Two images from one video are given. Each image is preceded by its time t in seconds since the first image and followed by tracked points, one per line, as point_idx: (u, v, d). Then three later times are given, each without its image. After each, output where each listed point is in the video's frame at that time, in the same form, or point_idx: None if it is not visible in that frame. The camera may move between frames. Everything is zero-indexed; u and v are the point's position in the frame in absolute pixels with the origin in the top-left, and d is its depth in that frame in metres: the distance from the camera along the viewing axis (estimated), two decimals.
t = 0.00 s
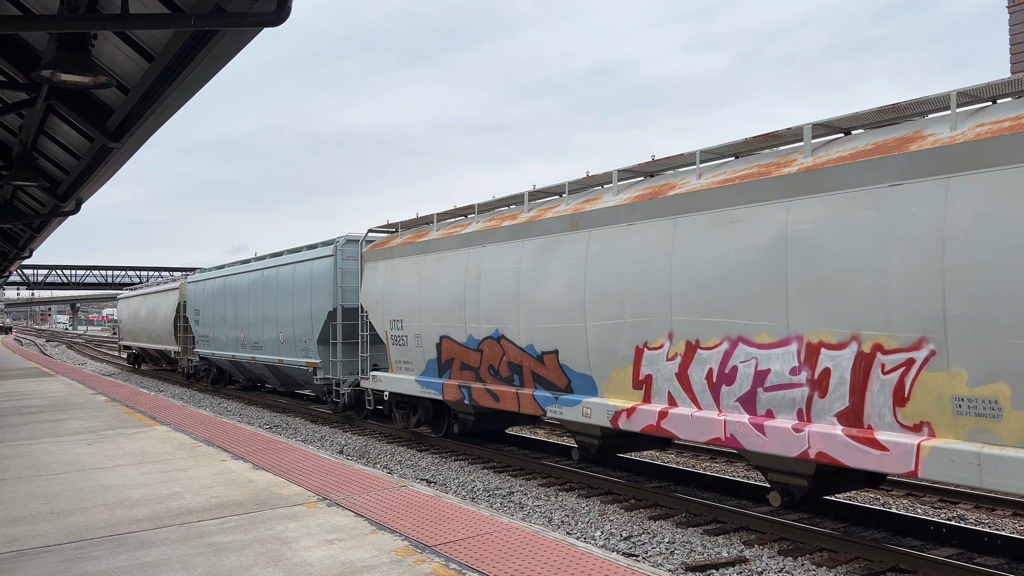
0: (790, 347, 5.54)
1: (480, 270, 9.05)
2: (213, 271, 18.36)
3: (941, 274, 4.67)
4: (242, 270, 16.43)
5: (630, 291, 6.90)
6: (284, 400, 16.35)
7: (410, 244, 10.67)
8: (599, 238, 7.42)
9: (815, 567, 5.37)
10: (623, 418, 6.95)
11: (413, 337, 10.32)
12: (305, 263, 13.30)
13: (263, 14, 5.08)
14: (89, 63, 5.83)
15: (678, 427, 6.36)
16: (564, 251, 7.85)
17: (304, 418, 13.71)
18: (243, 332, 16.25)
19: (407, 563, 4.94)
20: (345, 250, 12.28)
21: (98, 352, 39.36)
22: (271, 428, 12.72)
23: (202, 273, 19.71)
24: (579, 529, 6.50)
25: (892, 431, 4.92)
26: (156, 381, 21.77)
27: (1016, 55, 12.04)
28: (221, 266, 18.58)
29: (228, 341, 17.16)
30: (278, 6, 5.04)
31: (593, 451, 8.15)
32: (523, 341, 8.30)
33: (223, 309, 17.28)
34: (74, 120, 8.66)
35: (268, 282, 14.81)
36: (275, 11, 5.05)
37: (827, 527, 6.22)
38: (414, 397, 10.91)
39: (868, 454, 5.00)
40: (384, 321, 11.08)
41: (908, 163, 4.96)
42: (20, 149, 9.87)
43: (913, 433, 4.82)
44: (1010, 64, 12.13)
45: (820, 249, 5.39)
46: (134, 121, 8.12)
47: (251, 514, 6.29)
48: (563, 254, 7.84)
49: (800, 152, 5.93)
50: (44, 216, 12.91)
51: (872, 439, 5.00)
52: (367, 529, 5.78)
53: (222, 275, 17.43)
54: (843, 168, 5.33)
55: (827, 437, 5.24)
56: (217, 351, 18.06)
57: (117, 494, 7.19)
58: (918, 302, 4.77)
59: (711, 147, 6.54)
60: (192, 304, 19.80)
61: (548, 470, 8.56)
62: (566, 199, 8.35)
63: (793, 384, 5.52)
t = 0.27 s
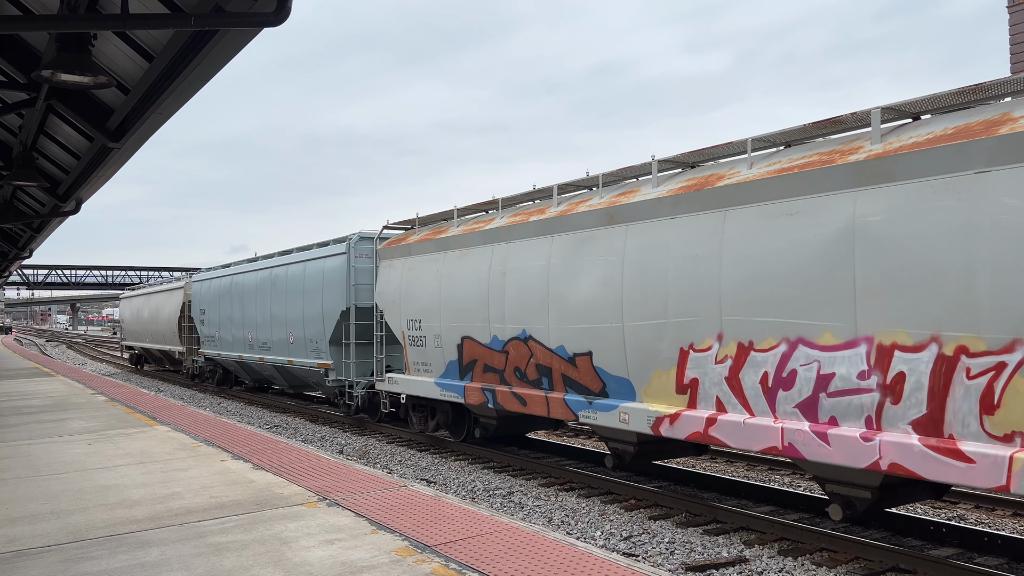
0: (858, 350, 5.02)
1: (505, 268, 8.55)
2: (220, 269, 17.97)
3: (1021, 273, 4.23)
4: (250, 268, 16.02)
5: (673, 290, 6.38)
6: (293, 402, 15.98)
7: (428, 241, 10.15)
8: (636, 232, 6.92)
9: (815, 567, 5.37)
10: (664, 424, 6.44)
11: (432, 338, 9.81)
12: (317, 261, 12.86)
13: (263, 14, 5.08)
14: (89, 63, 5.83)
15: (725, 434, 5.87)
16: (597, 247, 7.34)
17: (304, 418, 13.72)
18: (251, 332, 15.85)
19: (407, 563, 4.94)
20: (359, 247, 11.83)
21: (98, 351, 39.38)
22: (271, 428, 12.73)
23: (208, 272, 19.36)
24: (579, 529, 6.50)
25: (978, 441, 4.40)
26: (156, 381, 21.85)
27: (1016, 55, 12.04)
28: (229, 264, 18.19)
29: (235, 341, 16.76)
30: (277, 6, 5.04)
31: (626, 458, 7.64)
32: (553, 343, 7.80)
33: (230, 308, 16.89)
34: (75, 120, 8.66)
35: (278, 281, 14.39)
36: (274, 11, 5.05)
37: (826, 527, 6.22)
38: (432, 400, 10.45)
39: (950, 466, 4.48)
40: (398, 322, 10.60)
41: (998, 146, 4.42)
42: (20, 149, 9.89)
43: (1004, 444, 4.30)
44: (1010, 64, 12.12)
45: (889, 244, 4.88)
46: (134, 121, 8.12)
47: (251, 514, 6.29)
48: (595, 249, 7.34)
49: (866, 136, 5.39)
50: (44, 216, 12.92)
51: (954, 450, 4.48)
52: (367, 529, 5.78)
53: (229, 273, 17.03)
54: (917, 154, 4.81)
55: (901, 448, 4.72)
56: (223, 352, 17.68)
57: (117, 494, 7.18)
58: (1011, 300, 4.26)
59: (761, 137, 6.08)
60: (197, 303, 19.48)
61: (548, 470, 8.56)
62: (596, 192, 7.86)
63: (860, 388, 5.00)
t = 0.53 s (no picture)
0: (939, 352, 4.60)
1: (534, 265, 8.13)
2: (226, 267, 17.55)
3: None
4: (258, 266, 15.57)
5: (722, 288, 5.97)
6: (301, 403, 15.58)
7: (448, 237, 9.73)
8: (682, 226, 6.46)
9: (815, 567, 5.37)
10: (713, 431, 6.04)
11: (453, 338, 9.42)
12: (330, 259, 12.43)
13: (263, 14, 5.08)
14: (89, 63, 5.83)
15: (784, 442, 5.45)
16: (635, 241, 6.90)
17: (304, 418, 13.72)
18: (258, 332, 15.42)
19: (407, 563, 4.94)
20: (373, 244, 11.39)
21: (98, 351, 39.31)
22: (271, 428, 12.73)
23: (213, 270, 18.96)
24: (579, 529, 6.50)
25: None
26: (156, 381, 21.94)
27: (1016, 55, 12.04)
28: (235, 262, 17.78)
29: (242, 341, 16.32)
30: (277, 6, 5.04)
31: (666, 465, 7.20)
32: (587, 344, 7.36)
33: (237, 307, 16.46)
34: (75, 120, 8.67)
35: (287, 279, 13.96)
36: (275, 10, 5.04)
37: (826, 527, 6.22)
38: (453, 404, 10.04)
39: None
40: (416, 322, 10.24)
41: None
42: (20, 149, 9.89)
43: None
44: (1009, 65, 12.13)
45: (971, 237, 4.50)
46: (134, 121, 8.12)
47: (251, 514, 6.29)
48: (635, 244, 6.89)
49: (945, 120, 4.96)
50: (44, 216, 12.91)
51: None
52: (367, 529, 5.78)
53: (236, 271, 16.61)
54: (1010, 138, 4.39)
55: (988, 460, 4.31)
56: (229, 352, 17.31)
57: (117, 494, 7.18)
58: None
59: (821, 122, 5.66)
60: (202, 302, 19.13)
61: (548, 470, 8.56)
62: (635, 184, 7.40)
63: (941, 395, 4.59)
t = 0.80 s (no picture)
0: None
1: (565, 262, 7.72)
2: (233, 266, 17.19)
3: None
4: (267, 265, 15.21)
5: (779, 285, 5.56)
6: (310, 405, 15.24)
7: (471, 233, 9.34)
8: (735, 219, 6.02)
9: (815, 567, 5.37)
10: (768, 439, 5.61)
11: (478, 340, 9.04)
12: (343, 257, 12.06)
13: (263, 14, 5.08)
14: (89, 63, 5.82)
15: (851, 452, 5.01)
16: (679, 236, 6.47)
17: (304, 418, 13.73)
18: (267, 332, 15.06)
19: (407, 563, 4.94)
20: (388, 241, 11.04)
21: (98, 351, 39.31)
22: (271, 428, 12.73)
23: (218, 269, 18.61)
24: (579, 529, 6.50)
25: None
26: (156, 381, 22.03)
27: (1016, 55, 12.04)
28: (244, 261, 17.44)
29: (250, 341, 15.97)
30: (277, 6, 5.04)
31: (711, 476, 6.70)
32: (624, 346, 6.94)
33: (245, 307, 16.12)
34: (75, 120, 8.67)
35: (298, 278, 13.61)
36: (274, 10, 5.05)
37: (826, 527, 6.22)
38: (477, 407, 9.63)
39: None
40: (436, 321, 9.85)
41: None
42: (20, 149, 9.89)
43: None
44: (1010, 65, 12.13)
45: None
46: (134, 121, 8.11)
47: (251, 514, 6.29)
48: (681, 238, 6.44)
49: None
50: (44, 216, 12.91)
51: None
52: (367, 529, 5.78)
53: (244, 270, 16.25)
54: None
55: None
56: (237, 352, 16.98)
57: (117, 494, 7.18)
58: None
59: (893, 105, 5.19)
60: (208, 301, 18.78)
61: (548, 470, 8.56)
62: (679, 175, 6.94)
63: None
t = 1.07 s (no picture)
0: None
1: (600, 260, 7.16)
2: (240, 265, 16.86)
3: None
4: (275, 263, 14.89)
5: (845, 283, 5.05)
6: (320, 408, 14.90)
7: (495, 228, 8.74)
8: (793, 210, 5.50)
9: (815, 567, 5.37)
10: (832, 448, 5.12)
11: (503, 342, 8.46)
12: (357, 255, 11.75)
13: (263, 14, 5.08)
14: (89, 63, 5.82)
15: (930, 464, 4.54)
16: (729, 230, 5.94)
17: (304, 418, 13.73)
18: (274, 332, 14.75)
19: (407, 563, 4.94)
20: (404, 238, 10.76)
21: (98, 351, 39.41)
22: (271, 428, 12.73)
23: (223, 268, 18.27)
24: (579, 529, 6.50)
25: None
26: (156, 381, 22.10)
27: (1016, 55, 12.04)
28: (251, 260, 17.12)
29: (257, 342, 15.61)
30: (277, 6, 5.03)
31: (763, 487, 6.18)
32: (666, 348, 6.40)
33: (252, 307, 15.77)
34: (75, 120, 8.67)
35: (309, 277, 13.29)
36: (275, 10, 5.04)
37: (826, 527, 6.22)
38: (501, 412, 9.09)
39: None
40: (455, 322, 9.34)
41: None
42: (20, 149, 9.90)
43: None
44: (1010, 64, 12.13)
45: None
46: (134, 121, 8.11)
47: (251, 514, 6.29)
48: (732, 233, 5.91)
49: None
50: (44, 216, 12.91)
51: None
52: (367, 529, 5.78)
53: (251, 269, 15.93)
54: None
55: None
56: (242, 352, 16.64)
57: (117, 494, 7.18)
58: None
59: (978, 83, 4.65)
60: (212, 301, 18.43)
61: (549, 470, 8.56)
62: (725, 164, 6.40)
63: None
